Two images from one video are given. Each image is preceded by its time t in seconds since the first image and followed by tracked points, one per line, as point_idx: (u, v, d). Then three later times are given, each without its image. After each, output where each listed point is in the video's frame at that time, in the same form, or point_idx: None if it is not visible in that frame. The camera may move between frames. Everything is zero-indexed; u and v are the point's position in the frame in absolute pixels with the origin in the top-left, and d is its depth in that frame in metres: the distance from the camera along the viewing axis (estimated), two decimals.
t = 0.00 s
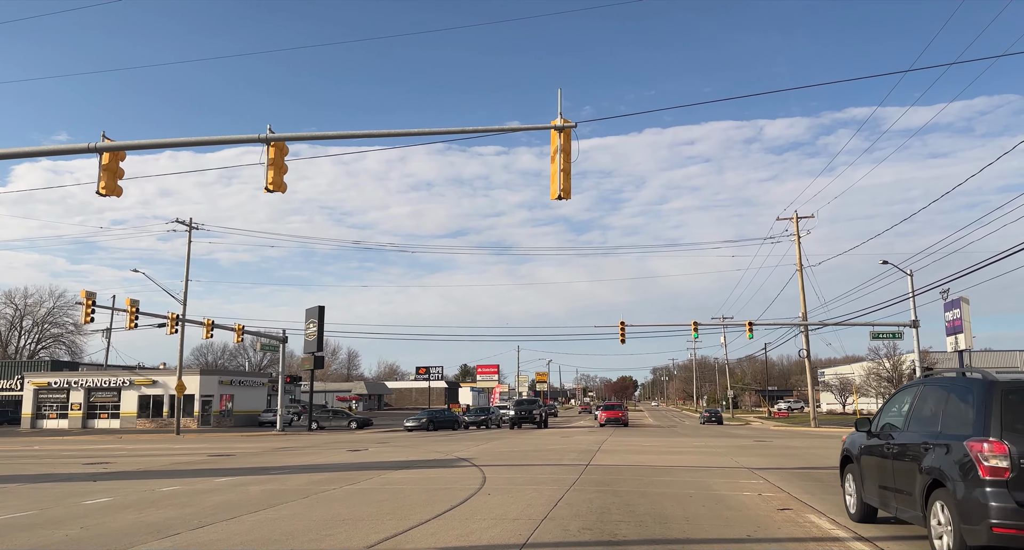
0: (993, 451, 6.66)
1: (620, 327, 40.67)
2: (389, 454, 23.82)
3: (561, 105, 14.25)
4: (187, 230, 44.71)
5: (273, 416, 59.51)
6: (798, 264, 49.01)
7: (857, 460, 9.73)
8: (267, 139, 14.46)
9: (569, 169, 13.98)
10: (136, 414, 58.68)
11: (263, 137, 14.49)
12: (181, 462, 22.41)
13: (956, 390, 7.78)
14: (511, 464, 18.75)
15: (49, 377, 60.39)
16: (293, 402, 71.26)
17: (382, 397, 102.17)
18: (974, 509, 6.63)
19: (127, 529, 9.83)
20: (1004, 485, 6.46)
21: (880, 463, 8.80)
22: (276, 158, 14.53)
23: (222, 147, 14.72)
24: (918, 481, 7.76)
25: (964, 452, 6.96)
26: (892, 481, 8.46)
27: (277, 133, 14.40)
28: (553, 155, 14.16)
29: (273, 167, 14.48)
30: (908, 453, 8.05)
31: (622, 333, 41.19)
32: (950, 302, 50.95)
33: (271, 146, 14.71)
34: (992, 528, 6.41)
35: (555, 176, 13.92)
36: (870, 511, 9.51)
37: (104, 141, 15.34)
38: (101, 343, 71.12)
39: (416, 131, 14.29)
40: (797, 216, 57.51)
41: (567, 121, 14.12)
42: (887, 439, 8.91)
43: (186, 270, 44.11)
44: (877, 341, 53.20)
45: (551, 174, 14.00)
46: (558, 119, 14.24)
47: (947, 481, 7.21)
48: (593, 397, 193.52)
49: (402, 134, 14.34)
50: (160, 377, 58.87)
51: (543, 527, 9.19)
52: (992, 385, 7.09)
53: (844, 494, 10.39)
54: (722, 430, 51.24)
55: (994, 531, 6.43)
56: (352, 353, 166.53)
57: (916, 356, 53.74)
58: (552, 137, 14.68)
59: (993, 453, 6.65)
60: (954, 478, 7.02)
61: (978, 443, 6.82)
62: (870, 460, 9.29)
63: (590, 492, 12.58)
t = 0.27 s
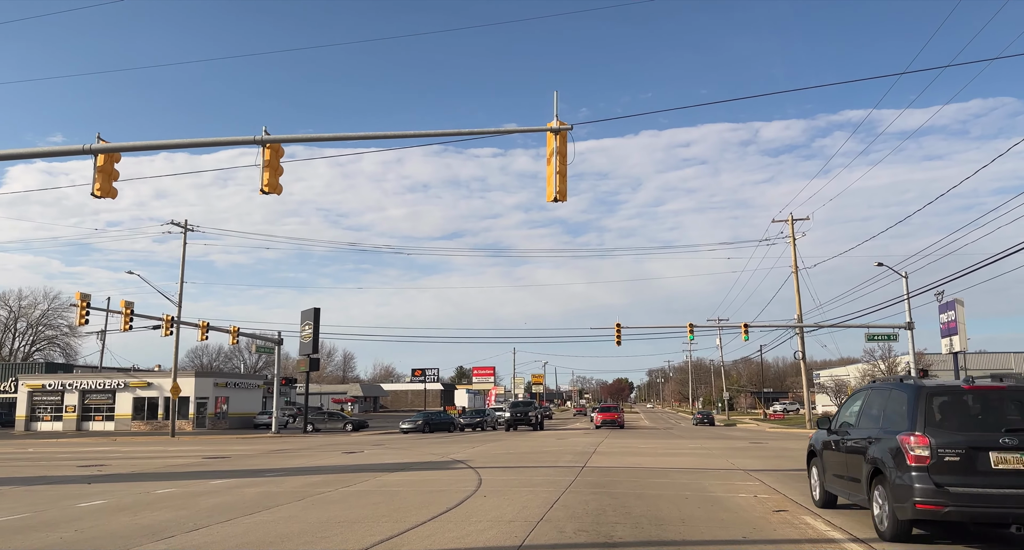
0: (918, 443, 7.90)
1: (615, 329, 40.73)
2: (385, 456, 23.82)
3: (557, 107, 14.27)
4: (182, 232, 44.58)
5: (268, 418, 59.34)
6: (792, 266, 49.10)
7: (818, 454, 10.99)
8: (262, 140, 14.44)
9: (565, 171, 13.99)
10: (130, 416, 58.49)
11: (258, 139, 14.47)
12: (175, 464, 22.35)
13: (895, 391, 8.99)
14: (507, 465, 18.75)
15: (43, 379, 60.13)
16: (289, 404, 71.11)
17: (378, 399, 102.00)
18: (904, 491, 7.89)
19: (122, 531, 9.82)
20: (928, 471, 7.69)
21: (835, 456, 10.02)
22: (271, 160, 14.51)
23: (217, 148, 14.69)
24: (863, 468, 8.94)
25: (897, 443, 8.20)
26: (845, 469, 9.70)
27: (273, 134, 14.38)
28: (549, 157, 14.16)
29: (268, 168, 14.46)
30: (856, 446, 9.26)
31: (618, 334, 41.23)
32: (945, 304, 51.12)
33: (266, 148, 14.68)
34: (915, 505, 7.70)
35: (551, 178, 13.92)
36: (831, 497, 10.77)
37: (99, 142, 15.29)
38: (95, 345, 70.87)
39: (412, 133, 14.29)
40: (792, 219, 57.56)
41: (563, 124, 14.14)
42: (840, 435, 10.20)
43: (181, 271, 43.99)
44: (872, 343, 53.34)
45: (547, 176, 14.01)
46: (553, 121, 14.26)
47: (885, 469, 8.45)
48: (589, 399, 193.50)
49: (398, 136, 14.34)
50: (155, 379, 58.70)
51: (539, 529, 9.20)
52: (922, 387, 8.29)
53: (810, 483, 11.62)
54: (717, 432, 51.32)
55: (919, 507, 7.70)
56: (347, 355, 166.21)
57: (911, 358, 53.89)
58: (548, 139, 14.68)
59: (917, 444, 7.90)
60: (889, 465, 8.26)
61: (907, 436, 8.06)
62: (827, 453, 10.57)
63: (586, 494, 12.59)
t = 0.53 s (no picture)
0: (861, 437, 9.55)
1: (612, 330, 40.74)
2: (382, 458, 23.79)
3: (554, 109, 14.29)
4: (179, 233, 44.53)
5: (265, 420, 59.21)
6: (789, 267, 49.19)
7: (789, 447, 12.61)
8: (259, 141, 14.43)
9: (562, 173, 14.00)
10: (127, 418, 58.34)
11: (255, 140, 14.46)
12: (171, 466, 22.28)
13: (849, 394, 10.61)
14: (504, 468, 18.73)
15: (39, 381, 59.93)
16: (285, 406, 70.97)
17: (375, 401, 101.84)
18: (850, 476, 9.52)
19: (118, 533, 9.78)
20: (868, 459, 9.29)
21: (801, 449, 11.63)
22: (268, 161, 14.50)
23: (214, 150, 14.68)
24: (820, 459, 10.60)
25: (847, 437, 9.82)
26: (808, 461, 11.30)
27: (270, 136, 14.38)
28: (547, 159, 14.17)
29: (265, 169, 14.45)
30: (815, 441, 10.88)
31: (615, 336, 41.26)
32: (941, 305, 51.26)
33: (263, 149, 14.66)
34: (859, 488, 9.32)
35: (548, 180, 13.93)
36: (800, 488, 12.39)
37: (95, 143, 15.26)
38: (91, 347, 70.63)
39: (409, 135, 14.29)
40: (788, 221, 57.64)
41: (560, 125, 14.15)
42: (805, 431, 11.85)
43: (178, 273, 43.91)
44: (868, 344, 53.44)
45: (544, 178, 14.02)
46: (551, 123, 14.28)
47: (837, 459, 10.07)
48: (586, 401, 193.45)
49: (395, 137, 14.33)
50: (151, 380, 58.56)
51: (537, 530, 9.20)
52: (867, 391, 9.93)
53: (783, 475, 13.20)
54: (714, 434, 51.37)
55: (861, 490, 9.33)
56: (344, 357, 165.96)
57: (907, 360, 54.04)
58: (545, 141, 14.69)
59: (861, 438, 9.53)
60: (840, 457, 9.88)
61: (853, 432, 9.68)
62: (795, 447, 12.20)
63: (583, 496, 12.60)
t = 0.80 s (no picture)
0: (818, 432, 11.19)
1: (610, 331, 40.75)
2: (380, 459, 23.78)
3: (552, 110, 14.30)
4: (176, 233, 44.50)
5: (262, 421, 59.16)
6: (787, 268, 49.22)
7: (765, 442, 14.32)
8: (256, 142, 14.42)
9: (560, 174, 14.00)
10: (124, 419, 58.25)
11: (253, 141, 14.45)
12: (169, 467, 22.26)
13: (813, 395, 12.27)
14: (503, 468, 18.74)
15: (36, 382, 59.83)
16: (283, 406, 70.90)
17: (372, 402, 101.71)
18: (809, 466, 11.15)
19: (115, 534, 9.76)
20: (823, 451, 10.92)
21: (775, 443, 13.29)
22: (265, 162, 14.49)
23: (212, 150, 14.66)
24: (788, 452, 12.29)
25: (807, 433, 11.43)
26: (780, 454, 13.00)
27: (267, 137, 14.37)
28: (545, 160, 14.18)
29: (262, 169, 14.44)
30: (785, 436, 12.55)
31: (613, 336, 41.27)
32: (938, 306, 51.36)
33: (261, 150, 14.64)
34: (816, 475, 10.98)
35: (546, 180, 13.93)
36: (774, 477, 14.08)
37: (92, 144, 15.23)
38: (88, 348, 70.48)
39: (407, 135, 14.29)
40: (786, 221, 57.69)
41: (558, 126, 14.16)
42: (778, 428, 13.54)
43: (175, 274, 43.85)
44: (866, 345, 53.49)
45: (542, 178, 14.02)
46: (548, 124, 14.28)
47: (800, 452, 11.70)
48: (584, 402, 193.34)
49: (393, 138, 14.33)
50: (149, 381, 58.51)
51: (535, 531, 9.20)
52: (826, 394, 11.58)
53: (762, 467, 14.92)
54: (712, 435, 51.40)
55: (818, 477, 10.99)
56: (342, 357, 165.74)
57: (904, 360, 54.09)
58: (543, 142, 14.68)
59: (818, 433, 11.18)
60: (802, 450, 11.52)
61: (812, 428, 11.35)
62: (770, 441, 13.87)
63: (581, 497, 12.60)
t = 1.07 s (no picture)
0: (786, 428, 13.03)
1: (610, 332, 40.77)
2: (379, 459, 23.79)
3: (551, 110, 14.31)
4: (175, 234, 44.50)
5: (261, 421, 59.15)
6: (785, 268, 49.22)
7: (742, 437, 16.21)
8: (256, 142, 14.43)
9: (559, 174, 14.01)
10: (123, 419, 58.25)
11: (252, 141, 14.46)
12: (168, 467, 22.25)
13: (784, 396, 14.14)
14: (503, 468, 18.76)
15: (34, 383, 59.78)
16: (282, 406, 70.87)
17: (371, 402, 101.68)
18: (779, 457, 13.02)
19: (115, 535, 9.78)
20: (790, 444, 12.77)
21: (751, 438, 15.17)
22: (264, 162, 14.49)
23: (211, 151, 14.66)
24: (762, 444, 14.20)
25: (777, 429, 13.30)
26: (756, 448, 14.88)
27: (266, 137, 14.36)
28: (543, 160, 14.18)
29: (261, 169, 14.43)
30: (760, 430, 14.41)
31: (612, 337, 41.28)
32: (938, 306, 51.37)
33: (259, 150, 14.64)
34: (784, 465, 12.85)
35: (545, 180, 13.94)
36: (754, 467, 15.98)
37: (91, 143, 15.22)
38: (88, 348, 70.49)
39: (406, 135, 14.28)
40: (786, 221, 57.59)
41: (557, 127, 14.17)
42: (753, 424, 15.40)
43: (174, 274, 43.85)
44: (865, 345, 53.48)
45: (541, 179, 14.02)
46: (547, 124, 14.29)
47: (771, 445, 13.57)
48: (583, 402, 193.50)
49: (392, 138, 14.33)
50: (148, 382, 58.50)
51: (533, 531, 9.24)
52: (793, 394, 13.43)
53: (740, 458, 16.79)
54: (710, 435, 51.44)
55: (785, 466, 12.86)
56: (342, 357, 165.79)
57: (903, 360, 54.10)
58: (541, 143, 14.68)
59: (785, 429, 13.03)
60: (773, 443, 13.38)
61: (781, 424, 13.20)
62: (747, 437, 15.77)
63: (580, 497, 12.61)
